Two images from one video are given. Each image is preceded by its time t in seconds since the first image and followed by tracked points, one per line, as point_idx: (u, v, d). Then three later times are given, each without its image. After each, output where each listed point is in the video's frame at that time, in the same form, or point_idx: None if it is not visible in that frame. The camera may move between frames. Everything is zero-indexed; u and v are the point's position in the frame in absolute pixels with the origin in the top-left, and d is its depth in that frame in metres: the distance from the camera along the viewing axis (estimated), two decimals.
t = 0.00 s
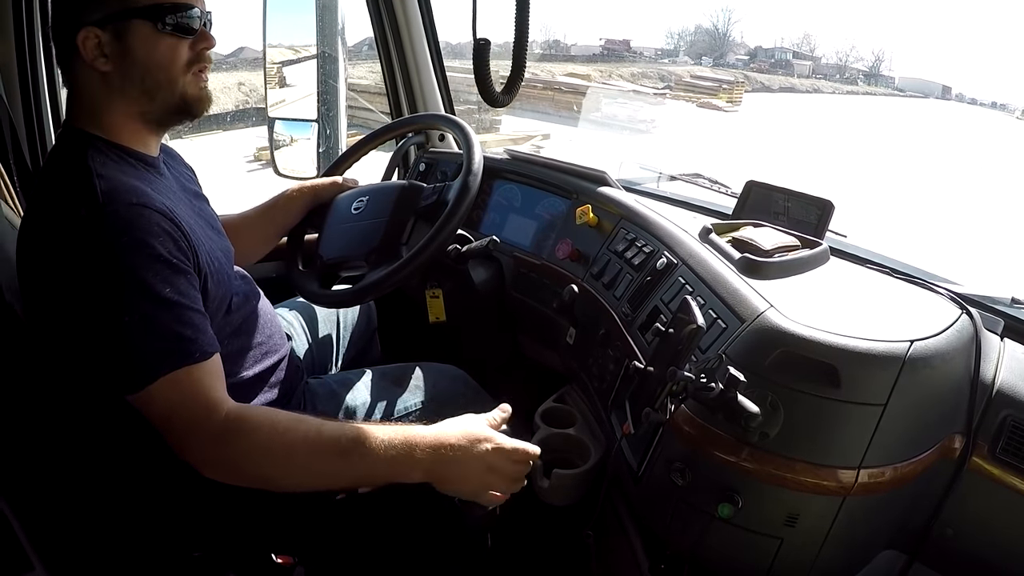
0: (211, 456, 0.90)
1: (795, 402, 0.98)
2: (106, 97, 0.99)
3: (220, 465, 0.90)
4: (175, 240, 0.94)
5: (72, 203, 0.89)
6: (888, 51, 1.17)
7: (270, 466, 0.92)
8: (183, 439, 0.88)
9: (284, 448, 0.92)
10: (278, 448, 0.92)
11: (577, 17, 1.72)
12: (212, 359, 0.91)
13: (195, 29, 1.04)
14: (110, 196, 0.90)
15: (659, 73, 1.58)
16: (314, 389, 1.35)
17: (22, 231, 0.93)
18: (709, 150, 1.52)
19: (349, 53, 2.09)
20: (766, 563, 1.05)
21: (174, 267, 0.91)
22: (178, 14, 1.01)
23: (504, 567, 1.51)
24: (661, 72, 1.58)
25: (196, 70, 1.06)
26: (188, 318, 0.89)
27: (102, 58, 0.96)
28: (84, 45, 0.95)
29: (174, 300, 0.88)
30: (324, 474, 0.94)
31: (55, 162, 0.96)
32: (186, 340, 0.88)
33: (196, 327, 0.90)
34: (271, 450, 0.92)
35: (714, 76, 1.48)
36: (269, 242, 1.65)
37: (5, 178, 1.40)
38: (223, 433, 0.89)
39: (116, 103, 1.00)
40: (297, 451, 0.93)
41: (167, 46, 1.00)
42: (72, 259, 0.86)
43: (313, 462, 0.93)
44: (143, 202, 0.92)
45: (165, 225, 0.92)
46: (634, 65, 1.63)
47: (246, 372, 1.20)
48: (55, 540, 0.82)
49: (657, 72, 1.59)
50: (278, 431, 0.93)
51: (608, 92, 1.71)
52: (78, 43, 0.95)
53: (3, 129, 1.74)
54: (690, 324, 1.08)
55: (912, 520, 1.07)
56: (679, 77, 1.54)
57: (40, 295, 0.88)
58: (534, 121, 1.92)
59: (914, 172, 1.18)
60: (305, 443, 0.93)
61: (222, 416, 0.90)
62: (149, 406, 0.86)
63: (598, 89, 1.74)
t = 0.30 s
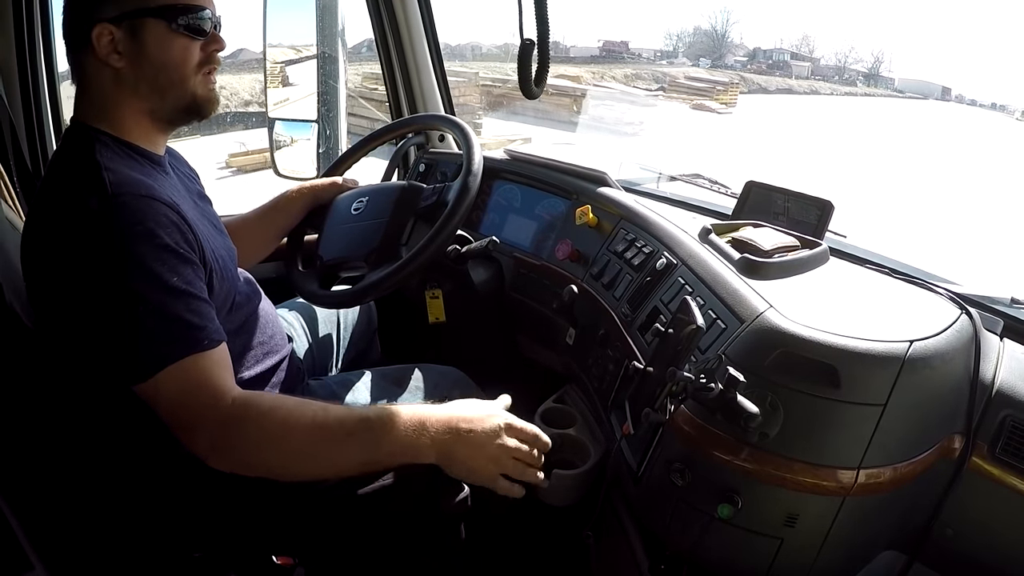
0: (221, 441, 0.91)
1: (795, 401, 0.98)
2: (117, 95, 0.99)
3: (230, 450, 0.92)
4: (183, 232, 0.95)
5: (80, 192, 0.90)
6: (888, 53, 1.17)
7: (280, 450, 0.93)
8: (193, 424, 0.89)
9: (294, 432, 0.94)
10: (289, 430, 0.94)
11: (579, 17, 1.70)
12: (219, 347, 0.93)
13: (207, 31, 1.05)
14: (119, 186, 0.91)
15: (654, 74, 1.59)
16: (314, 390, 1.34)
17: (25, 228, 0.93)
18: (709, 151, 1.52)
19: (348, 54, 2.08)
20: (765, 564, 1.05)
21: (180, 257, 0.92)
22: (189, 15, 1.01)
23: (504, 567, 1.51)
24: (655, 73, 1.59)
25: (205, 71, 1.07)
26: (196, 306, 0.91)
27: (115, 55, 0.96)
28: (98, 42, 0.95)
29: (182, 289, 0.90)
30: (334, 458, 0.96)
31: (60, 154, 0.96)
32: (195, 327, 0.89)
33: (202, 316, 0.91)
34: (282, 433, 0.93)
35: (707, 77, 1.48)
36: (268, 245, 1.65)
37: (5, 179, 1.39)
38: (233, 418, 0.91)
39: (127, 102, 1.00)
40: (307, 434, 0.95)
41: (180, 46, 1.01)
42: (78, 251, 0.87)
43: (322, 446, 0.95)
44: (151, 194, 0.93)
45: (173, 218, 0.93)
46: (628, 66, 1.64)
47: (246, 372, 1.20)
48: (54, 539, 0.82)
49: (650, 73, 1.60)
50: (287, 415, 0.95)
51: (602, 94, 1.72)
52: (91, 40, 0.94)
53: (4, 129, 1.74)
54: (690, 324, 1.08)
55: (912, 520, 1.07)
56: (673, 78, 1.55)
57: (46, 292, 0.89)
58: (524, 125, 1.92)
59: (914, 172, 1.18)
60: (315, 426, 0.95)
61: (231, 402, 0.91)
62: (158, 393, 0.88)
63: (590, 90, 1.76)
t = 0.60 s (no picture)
0: (233, 441, 0.92)
1: (795, 400, 0.98)
2: (127, 95, 0.99)
3: (239, 450, 0.93)
4: (192, 233, 0.95)
5: (89, 191, 0.89)
6: (888, 53, 1.17)
7: (291, 451, 0.95)
8: (206, 425, 0.90)
9: (303, 433, 0.96)
10: (298, 433, 0.96)
11: (582, 17, 1.67)
12: (229, 347, 0.93)
13: (216, 33, 1.05)
14: (129, 187, 0.90)
15: (648, 73, 1.61)
16: (314, 389, 1.33)
17: (30, 226, 0.93)
18: (709, 150, 1.52)
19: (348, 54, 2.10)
20: (765, 563, 1.05)
21: (190, 256, 0.92)
22: (198, 17, 1.01)
23: (503, 567, 1.51)
24: (649, 72, 1.60)
25: (213, 73, 1.07)
26: (206, 305, 0.91)
27: (126, 56, 0.96)
28: (109, 42, 0.94)
29: (194, 289, 0.90)
30: (341, 461, 0.97)
31: (67, 153, 0.96)
32: (206, 326, 0.90)
33: (212, 314, 0.92)
34: (290, 435, 0.95)
35: (700, 76, 1.50)
36: (268, 245, 1.65)
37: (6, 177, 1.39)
38: (244, 419, 0.92)
39: (136, 102, 0.99)
40: (316, 437, 0.96)
41: (190, 48, 1.01)
42: (88, 250, 0.87)
43: (329, 449, 0.97)
44: (161, 194, 0.92)
45: (182, 218, 0.93)
46: (622, 66, 1.66)
47: (246, 371, 1.19)
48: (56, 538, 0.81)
49: (645, 72, 1.61)
50: (297, 417, 0.96)
51: (597, 93, 1.74)
52: (102, 40, 0.94)
53: (4, 127, 1.73)
54: (690, 323, 1.08)
55: (912, 520, 1.07)
56: (668, 77, 1.56)
57: (49, 290, 0.89)
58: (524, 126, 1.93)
59: (914, 172, 1.18)
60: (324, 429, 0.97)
61: (246, 406, 0.92)
62: (171, 395, 0.88)
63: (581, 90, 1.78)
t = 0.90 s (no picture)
0: (228, 442, 0.92)
1: (795, 401, 0.98)
2: (127, 95, 0.99)
3: (235, 450, 0.93)
4: (191, 231, 0.95)
5: (89, 188, 0.89)
6: (889, 54, 1.18)
7: (286, 452, 0.94)
8: (203, 425, 0.90)
9: (298, 435, 0.95)
10: (293, 435, 0.95)
11: (574, 18, 1.74)
12: (226, 346, 0.93)
13: (217, 33, 1.05)
14: (130, 184, 0.90)
15: (643, 74, 1.62)
16: (313, 388, 1.33)
17: (30, 226, 0.93)
18: (709, 150, 1.52)
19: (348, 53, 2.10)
20: (766, 563, 1.05)
21: (190, 254, 0.92)
22: (199, 18, 1.00)
23: (503, 567, 1.51)
24: (644, 73, 1.62)
25: (214, 73, 1.07)
26: (204, 304, 0.91)
27: (127, 55, 0.96)
28: (110, 41, 0.94)
29: (193, 287, 0.90)
30: (336, 462, 0.97)
31: (68, 151, 0.96)
32: (203, 325, 0.90)
33: (210, 313, 0.92)
34: (285, 437, 0.95)
35: (693, 78, 1.51)
36: (268, 243, 1.65)
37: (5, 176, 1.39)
38: (239, 418, 0.92)
39: (136, 101, 0.99)
40: (311, 438, 0.96)
41: (191, 48, 1.01)
42: (88, 247, 0.87)
43: (324, 450, 0.96)
44: (160, 192, 0.92)
45: (181, 217, 0.93)
46: (616, 67, 1.68)
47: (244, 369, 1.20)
48: (55, 539, 0.81)
49: (640, 73, 1.63)
50: (293, 418, 0.96)
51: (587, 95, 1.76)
52: (103, 39, 0.94)
53: (3, 126, 1.73)
54: (690, 323, 1.08)
55: (912, 521, 1.07)
56: (663, 77, 1.57)
57: (50, 289, 0.89)
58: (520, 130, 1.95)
59: (915, 173, 1.18)
60: (319, 430, 0.97)
61: (242, 406, 0.92)
62: (168, 393, 0.88)
63: (574, 91, 1.80)
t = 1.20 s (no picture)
0: (220, 435, 0.92)
1: (795, 401, 0.98)
2: (126, 94, 0.99)
3: (228, 443, 0.93)
4: (187, 225, 0.95)
5: (86, 181, 0.90)
6: (888, 54, 1.18)
7: (278, 445, 0.95)
8: (195, 417, 0.91)
9: (291, 428, 0.96)
10: (286, 429, 0.95)
11: (571, 17, 1.73)
12: (221, 338, 0.94)
13: (215, 36, 1.05)
14: (127, 177, 0.91)
15: (636, 74, 1.63)
16: (313, 389, 1.33)
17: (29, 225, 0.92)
18: (708, 151, 1.52)
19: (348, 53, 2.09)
20: (765, 564, 1.04)
21: (185, 247, 0.93)
22: (197, 20, 1.01)
23: (503, 568, 1.51)
24: (639, 73, 1.62)
25: (213, 75, 1.07)
26: (198, 296, 0.92)
27: (126, 55, 0.96)
28: (109, 41, 0.95)
29: (187, 279, 0.91)
30: (328, 457, 0.97)
31: (66, 148, 0.96)
32: (196, 317, 0.90)
33: (204, 305, 0.92)
34: (276, 431, 0.95)
35: (688, 78, 1.52)
36: (268, 245, 1.64)
37: (5, 178, 1.39)
38: (232, 411, 0.92)
39: (134, 100, 1.00)
40: (304, 432, 0.96)
41: (190, 49, 1.01)
42: (84, 238, 0.87)
43: (317, 445, 0.96)
44: (157, 186, 0.93)
45: (178, 210, 0.94)
46: (609, 66, 1.68)
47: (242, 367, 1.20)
48: (54, 537, 0.81)
49: (634, 73, 1.64)
50: (286, 412, 0.97)
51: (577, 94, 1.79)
52: (103, 40, 0.94)
53: (3, 128, 1.73)
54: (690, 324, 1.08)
55: (912, 521, 1.07)
56: (658, 77, 1.58)
57: (49, 288, 0.89)
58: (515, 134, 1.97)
59: (914, 173, 1.18)
60: (312, 425, 0.97)
61: (236, 398, 0.92)
62: (160, 384, 0.88)
63: (562, 92, 1.82)
